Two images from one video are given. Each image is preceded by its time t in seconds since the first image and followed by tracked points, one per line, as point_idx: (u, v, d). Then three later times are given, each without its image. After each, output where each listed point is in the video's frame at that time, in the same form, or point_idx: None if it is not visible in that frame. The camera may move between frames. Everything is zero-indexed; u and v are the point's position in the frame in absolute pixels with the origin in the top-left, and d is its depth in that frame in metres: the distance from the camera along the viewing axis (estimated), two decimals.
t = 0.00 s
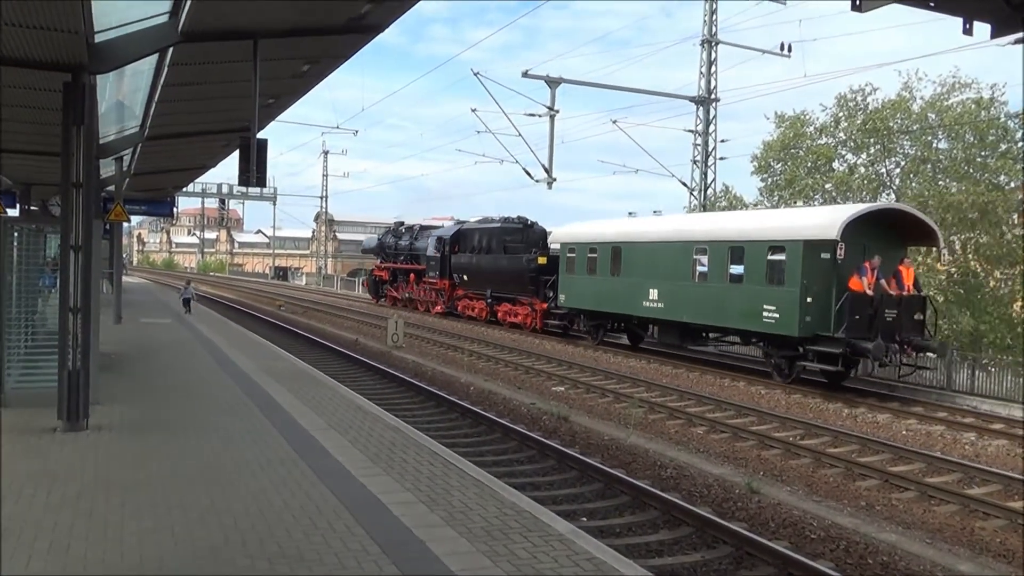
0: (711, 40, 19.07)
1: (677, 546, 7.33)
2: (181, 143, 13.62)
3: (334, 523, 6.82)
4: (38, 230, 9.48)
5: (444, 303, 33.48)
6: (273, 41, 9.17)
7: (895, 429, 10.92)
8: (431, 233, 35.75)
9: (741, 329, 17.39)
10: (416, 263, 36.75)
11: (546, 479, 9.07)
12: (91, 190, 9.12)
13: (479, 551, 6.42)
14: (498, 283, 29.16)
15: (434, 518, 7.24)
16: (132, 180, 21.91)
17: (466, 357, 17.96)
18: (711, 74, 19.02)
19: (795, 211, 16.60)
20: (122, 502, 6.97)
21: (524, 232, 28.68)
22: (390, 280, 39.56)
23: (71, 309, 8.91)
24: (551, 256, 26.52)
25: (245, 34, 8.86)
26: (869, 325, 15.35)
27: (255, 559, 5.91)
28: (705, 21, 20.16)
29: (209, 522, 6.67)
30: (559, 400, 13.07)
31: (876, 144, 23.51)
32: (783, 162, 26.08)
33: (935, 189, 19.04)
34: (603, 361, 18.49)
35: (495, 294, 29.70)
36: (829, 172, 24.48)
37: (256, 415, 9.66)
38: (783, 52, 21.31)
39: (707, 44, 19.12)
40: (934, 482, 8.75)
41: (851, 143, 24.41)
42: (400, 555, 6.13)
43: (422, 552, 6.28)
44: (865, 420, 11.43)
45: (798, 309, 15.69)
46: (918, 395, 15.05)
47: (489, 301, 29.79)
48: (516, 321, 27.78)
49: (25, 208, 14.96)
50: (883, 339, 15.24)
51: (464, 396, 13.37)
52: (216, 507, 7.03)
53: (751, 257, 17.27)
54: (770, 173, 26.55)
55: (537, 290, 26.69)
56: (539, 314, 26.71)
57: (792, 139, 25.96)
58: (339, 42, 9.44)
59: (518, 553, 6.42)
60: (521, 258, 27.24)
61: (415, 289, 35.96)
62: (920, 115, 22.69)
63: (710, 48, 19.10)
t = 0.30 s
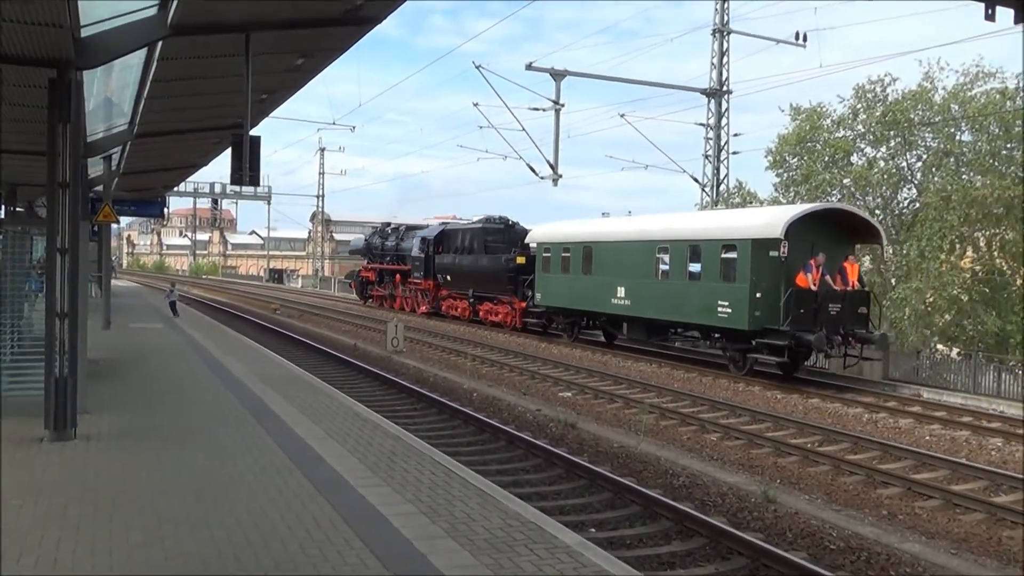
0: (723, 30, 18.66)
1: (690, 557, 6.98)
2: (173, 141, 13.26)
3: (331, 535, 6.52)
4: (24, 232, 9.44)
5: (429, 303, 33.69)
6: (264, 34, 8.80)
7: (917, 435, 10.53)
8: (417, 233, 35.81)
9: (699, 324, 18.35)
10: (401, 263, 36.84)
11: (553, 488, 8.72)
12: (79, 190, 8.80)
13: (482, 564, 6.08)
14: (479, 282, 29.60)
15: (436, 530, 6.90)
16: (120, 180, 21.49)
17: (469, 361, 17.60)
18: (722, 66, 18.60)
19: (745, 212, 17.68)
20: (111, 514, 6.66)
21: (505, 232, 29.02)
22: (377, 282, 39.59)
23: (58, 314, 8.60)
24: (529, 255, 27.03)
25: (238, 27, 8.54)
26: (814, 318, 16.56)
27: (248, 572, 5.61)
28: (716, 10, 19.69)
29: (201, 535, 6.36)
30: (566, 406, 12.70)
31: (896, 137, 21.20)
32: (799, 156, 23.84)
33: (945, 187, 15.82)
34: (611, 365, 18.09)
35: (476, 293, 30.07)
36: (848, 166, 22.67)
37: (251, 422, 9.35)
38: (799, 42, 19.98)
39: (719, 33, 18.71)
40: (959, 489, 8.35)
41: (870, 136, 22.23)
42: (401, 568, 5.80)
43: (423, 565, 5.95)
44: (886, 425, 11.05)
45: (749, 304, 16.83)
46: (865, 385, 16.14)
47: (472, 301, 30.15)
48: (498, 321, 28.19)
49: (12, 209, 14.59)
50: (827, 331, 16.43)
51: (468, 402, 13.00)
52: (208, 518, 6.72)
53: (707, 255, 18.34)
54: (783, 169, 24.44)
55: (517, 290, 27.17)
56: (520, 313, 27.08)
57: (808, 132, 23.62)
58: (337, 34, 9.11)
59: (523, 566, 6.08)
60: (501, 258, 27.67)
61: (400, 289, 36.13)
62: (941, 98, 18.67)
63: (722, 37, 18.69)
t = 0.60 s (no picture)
0: (730, 22, 18.36)
1: (700, 570, 6.68)
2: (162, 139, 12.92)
3: (327, 547, 6.23)
4: (9, 233, 9.15)
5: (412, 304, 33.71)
6: (259, 30, 8.56)
7: (933, 442, 10.22)
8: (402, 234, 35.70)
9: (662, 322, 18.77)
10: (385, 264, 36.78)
11: (557, 497, 8.41)
12: (66, 190, 8.51)
13: None
14: (460, 283, 29.70)
15: (436, 541, 6.62)
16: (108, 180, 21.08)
17: (469, 366, 17.25)
18: (729, 59, 18.26)
19: (703, 214, 18.19)
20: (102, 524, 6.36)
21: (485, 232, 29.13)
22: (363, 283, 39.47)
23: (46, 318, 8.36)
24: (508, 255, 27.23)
25: (230, 20, 8.27)
26: (770, 315, 17.28)
27: None
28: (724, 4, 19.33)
29: (195, 547, 6.07)
30: (570, 413, 12.37)
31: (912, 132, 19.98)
32: (811, 153, 21.61)
33: (968, 184, 15.31)
34: (616, 370, 17.75)
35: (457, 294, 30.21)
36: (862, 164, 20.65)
37: (246, 431, 9.06)
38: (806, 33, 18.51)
39: (727, 27, 18.39)
40: (978, 498, 8.04)
41: (884, 132, 20.54)
42: None
43: None
44: (901, 431, 10.72)
45: (707, 302, 17.25)
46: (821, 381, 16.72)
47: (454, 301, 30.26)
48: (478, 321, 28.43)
49: None
50: (782, 328, 17.18)
51: (468, 409, 12.67)
52: (199, 529, 6.45)
53: (670, 255, 18.76)
54: (794, 166, 21.97)
55: (496, 290, 27.37)
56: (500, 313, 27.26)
57: (820, 127, 21.36)
58: (333, 29, 8.85)
59: None
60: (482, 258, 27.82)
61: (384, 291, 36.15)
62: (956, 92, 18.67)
63: (730, 30, 18.37)
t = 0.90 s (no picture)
0: (740, 14, 18.02)
1: None
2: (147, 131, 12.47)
3: (315, 559, 5.88)
4: None
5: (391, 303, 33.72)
6: (250, 19, 8.21)
7: (950, 454, 9.86)
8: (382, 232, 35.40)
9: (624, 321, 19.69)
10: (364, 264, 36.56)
11: (556, 509, 8.04)
12: (48, 183, 8.14)
13: None
14: (437, 282, 29.87)
15: (430, 554, 6.26)
16: (89, 174, 20.55)
17: (465, 371, 16.85)
18: (741, 52, 17.90)
19: (662, 217, 19.23)
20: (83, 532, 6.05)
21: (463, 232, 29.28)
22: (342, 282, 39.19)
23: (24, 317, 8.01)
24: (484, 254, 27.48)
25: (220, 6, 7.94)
26: (722, 314, 18.42)
27: None
28: None
29: (175, 559, 5.70)
30: (571, 421, 12.00)
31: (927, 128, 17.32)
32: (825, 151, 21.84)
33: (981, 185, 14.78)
34: (617, 376, 17.36)
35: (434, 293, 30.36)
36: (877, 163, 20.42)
37: (232, 436, 8.71)
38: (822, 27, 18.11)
39: (737, 19, 18.05)
40: (997, 513, 7.67)
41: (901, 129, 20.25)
42: None
43: None
44: (916, 443, 10.38)
45: (663, 301, 18.32)
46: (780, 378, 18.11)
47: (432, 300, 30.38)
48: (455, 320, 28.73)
49: None
50: (735, 326, 18.33)
51: (464, 416, 12.30)
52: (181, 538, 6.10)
53: (631, 256, 19.76)
54: (807, 165, 22.23)
55: (472, 289, 27.64)
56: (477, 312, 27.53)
57: (834, 125, 21.54)
58: (328, 17, 8.51)
59: None
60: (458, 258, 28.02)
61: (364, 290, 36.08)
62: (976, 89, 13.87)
63: (740, 23, 18.01)
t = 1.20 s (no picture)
0: None
1: None
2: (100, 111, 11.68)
3: None
4: None
5: (362, 302, 33.24)
6: None
7: (988, 471, 9.24)
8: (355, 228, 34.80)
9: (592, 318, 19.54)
10: (337, 260, 35.97)
11: (558, 530, 7.37)
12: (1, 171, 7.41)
13: None
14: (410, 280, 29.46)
15: None
16: (52, 161, 19.62)
17: (459, 379, 16.14)
18: (761, 33, 17.26)
19: (632, 214, 19.12)
20: (31, 552, 5.37)
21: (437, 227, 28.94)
22: (315, 279, 38.58)
23: None
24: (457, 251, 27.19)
25: None
26: (692, 313, 18.30)
27: None
28: None
29: None
30: (575, 433, 11.32)
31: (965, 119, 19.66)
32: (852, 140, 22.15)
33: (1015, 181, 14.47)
34: (619, 382, 16.68)
35: (407, 291, 29.95)
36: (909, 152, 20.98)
37: (204, 447, 8.05)
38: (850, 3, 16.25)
39: None
40: None
41: (935, 117, 20.65)
42: None
43: None
44: (952, 459, 9.75)
45: (632, 299, 18.18)
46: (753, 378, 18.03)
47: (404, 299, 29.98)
48: (427, 319, 28.42)
49: None
50: (705, 325, 18.19)
51: (459, 428, 11.61)
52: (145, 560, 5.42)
53: (601, 253, 19.56)
54: (832, 154, 22.48)
55: (444, 287, 27.32)
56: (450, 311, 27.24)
57: (863, 111, 21.79)
58: None
59: None
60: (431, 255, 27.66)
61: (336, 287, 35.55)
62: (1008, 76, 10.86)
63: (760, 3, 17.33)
